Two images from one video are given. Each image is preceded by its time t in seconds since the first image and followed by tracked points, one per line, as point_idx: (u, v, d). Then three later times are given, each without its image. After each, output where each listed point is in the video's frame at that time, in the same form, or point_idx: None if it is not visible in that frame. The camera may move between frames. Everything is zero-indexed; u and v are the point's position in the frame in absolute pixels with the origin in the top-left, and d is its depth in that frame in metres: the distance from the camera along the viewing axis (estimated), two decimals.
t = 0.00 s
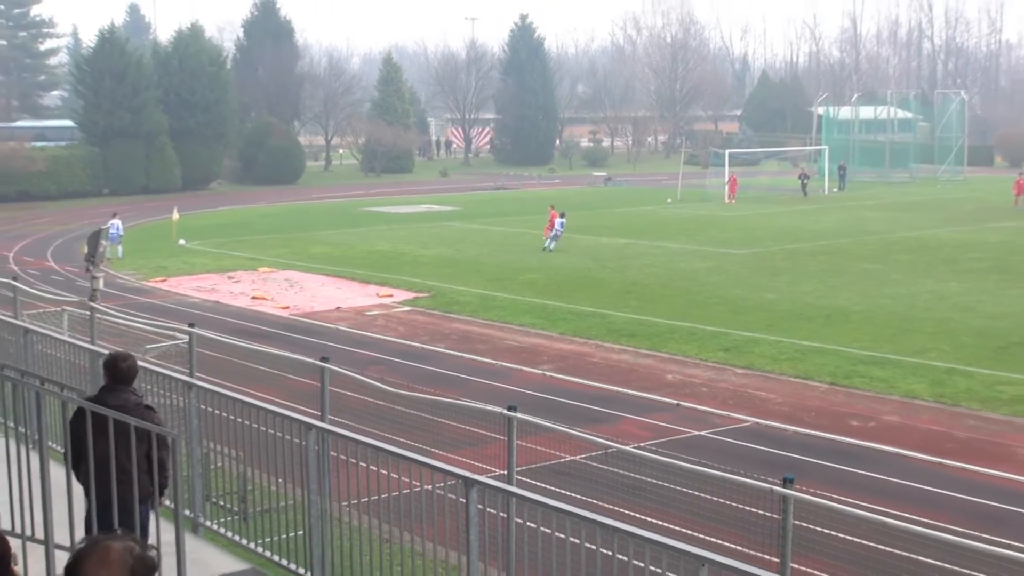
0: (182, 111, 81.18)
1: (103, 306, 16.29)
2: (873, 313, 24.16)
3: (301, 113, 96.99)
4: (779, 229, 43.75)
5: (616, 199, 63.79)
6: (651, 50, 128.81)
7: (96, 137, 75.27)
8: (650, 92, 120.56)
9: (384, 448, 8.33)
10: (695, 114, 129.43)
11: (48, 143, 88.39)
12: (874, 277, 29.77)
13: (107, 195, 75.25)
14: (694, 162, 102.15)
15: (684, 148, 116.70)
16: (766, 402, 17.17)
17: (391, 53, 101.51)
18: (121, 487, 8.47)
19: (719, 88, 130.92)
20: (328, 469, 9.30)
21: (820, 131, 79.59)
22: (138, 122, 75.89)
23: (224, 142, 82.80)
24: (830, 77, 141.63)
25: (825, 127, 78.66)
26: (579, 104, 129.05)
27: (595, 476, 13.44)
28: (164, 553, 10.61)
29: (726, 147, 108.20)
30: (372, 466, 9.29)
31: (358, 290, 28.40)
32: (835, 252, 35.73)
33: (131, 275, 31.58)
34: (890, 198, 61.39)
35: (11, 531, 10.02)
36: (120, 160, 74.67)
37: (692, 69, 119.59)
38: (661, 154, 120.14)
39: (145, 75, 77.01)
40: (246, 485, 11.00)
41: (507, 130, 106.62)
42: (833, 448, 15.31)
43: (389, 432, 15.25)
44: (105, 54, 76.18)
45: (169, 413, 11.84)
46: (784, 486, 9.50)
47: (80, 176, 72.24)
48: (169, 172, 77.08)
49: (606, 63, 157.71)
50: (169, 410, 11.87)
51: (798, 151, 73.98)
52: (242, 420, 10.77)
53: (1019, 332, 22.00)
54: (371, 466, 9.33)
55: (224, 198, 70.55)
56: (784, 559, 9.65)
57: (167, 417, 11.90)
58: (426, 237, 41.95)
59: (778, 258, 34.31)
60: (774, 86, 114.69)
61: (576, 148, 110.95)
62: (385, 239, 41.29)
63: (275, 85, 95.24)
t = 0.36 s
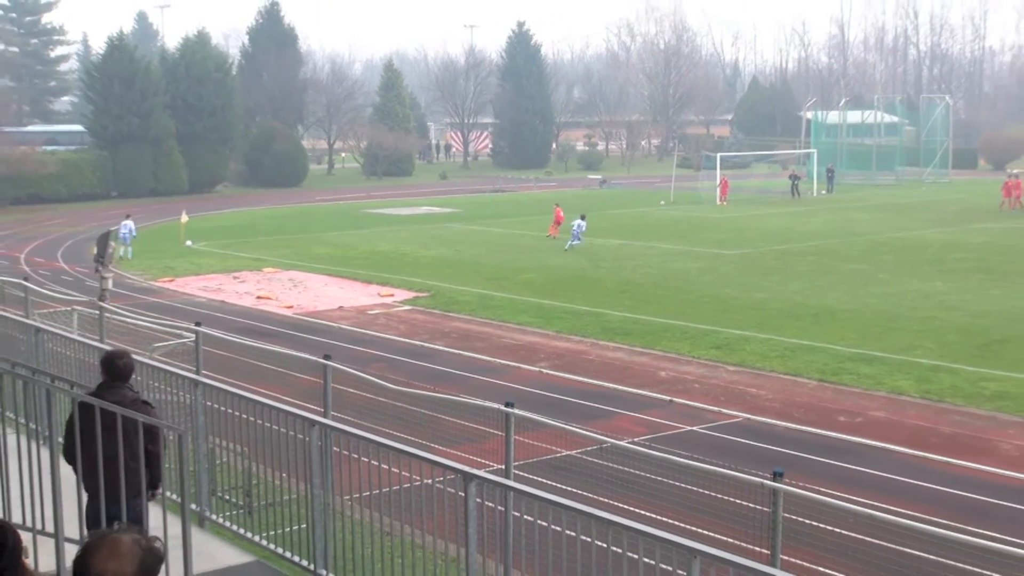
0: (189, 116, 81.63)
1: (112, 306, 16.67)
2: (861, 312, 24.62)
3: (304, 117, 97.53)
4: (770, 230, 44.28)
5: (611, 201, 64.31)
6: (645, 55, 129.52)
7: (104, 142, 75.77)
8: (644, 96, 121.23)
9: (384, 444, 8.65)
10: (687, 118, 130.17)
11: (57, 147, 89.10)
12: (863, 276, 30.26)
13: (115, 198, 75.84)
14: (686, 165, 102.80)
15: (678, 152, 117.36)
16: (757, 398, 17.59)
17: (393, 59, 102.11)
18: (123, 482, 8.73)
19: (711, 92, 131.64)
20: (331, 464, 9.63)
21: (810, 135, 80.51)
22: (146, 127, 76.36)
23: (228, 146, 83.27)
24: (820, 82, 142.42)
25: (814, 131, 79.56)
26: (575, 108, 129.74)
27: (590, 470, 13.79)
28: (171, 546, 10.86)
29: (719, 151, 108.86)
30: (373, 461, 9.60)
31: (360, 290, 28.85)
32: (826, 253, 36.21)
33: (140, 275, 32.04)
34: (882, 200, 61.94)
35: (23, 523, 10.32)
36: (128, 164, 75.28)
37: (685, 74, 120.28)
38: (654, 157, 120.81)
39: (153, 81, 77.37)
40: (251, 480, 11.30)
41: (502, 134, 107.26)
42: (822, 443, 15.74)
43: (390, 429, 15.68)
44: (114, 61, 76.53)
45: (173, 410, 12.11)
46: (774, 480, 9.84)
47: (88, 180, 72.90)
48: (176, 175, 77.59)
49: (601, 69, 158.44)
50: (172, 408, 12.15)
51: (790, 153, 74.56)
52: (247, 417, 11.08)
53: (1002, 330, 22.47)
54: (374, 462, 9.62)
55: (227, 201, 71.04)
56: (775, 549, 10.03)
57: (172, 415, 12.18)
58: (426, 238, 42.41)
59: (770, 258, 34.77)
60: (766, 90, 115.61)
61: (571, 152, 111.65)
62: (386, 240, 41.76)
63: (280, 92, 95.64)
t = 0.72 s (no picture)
0: (180, 116, 81.51)
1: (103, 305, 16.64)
2: (853, 311, 24.64)
3: (296, 117, 97.40)
4: (762, 229, 44.34)
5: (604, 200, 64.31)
6: (637, 55, 129.49)
7: (95, 141, 75.65)
8: (635, 97, 121.30)
9: (376, 443, 8.64)
10: (679, 118, 130.18)
11: (48, 147, 88.87)
12: (854, 275, 30.29)
13: (106, 198, 75.71)
14: (678, 165, 102.84)
15: (669, 152, 117.37)
16: (748, 398, 17.64)
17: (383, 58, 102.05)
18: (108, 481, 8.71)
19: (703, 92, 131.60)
20: (322, 464, 9.61)
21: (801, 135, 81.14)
22: (138, 126, 76.26)
23: (219, 146, 83.17)
24: (812, 82, 142.52)
25: (806, 131, 80.09)
26: (567, 109, 129.78)
27: (580, 470, 13.78)
28: (161, 547, 10.81)
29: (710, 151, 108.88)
30: (366, 462, 9.53)
31: (352, 290, 28.83)
32: (817, 252, 36.24)
33: (132, 275, 31.98)
34: (873, 199, 62.04)
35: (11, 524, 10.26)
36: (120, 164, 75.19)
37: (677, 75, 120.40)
38: (645, 157, 120.80)
39: (144, 81, 77.27)
40: (244, 479, 11.26)
41: (493, 134, 107.22)
42: (813, 442, 15.77)
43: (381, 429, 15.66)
44: (105, 61, 76.46)
45: (165, 410, 12.07)
46: (766, 479, 9.85)
47: (78, 179, 72.79)
48: (168, 174, 77.49)
49: (593, 68, 158.35)
50: (164, 407, 12.10)
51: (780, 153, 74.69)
52: (238, 417, 11.03)
53: (993, 329, 22.50)
54: (365, 461, 9.57)
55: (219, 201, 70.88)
56: (768, 547, 10.01)
57: (163, 415, 12.13)
58: (418, 238, 42.40)
59: (762, 258, 34.79)
60: (756, 90, 115.79)
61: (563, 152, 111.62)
62: (378, 240, 41.69)
63: (272, 92, 95.58)
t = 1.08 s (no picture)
0: (172, 115, 81.32)
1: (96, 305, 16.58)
2: (846, 310, 24.66)
3: (289, 116, 97.34)
4: (755, 228, 44.36)
5: (598, 199, 64.28)
6: (631, 55, 129.52)
7: (89, 141, 75.55)
8: (628, 96, 121.38)
9: (370, 443, 8.60)
10: (672, 117, 130.16)
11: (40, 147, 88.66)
12: (848, 275, 30.29)
13: (99, 198, 75.58)
14: (672, 164, 102.83)
15: (663, 151, 117.39)
16: (742, 396, 17.65)
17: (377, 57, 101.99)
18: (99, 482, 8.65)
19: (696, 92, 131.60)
20: (316, 463, 9.56)
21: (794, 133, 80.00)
22: (131, 126, 76.15)
23: (212, 146, 83.00)
24: (806, 81, 142.59)
25: (800, 130, 79.03)
26: (561, 107, 129.75)
27: (574, 469, 13.75)
28: (154, 547, 10.78)
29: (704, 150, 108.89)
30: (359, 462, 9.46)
31: (346, 289, 28.80)
32: (810, 251, 36.25)
33: (125, 275, 31.90)
34: (866, 198, 62.12)
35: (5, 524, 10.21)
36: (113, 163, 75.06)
37: (670, 74, 120.52)
38: (639, 156, 120.81)
39: (137, 81, 77.13)
40: (237, 479, 11.22)
41: (487, 133, 107.22)
42: (806, 441, 15.79)
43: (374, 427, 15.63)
44: (98, 60, 76.30)
45: (158, 409, 12.04)
46: (761, 477, 9.84)
47: (71, 178, 72.67)
48: (161, 173, 77.35)
49: (586, 67, 158.25)
50: (157, 407, 12.07)
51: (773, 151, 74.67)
52: (232, 416, 10.99)
53: (987, 328, 22.52)
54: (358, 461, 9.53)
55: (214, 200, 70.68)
56: (762, 544, 9.99)
57: (156, 414, 12.09)
58: (411, 237, 42.34)
59: (755, 257, 34.80)
60: (749, 89, 115.86)
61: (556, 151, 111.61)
62: (372, 239, 41.62)
63: (265, 90, 95.48)
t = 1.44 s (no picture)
0: (162, 114, 81.13)
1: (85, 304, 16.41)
2: (840, 310, 24.60)
3: (279, 114, 97.15)
4: (749, 228, 44.28)
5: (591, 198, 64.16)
6: (625, 54, 129.49)
7: (77, 139, 75.34)
8: (622, 94, 121.48)
9: (360, 443, 8.50)
10: (666, 115, 130.08)
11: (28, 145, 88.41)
12: (842, 274, 30.21)
13: (88, 197, 75.32)
14: (666, 163, 102.75)
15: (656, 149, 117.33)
16: (736, 396, 17.56)
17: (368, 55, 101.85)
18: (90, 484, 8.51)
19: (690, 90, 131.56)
20: (307, 466, 9.45)
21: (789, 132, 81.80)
22: (120, 124, 75.97)
23: (203, 144, 82.78)
24: (800, 80, 142.66)
25: (793, 128, 80.85)
26: (553, 106, 129.68)
27: (568, 470, 13.63)
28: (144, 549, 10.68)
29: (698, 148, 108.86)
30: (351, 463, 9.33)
31: (336, 288, 28.67)
32: (803, 250, 36.18)
33: (114, 274, 31.70)
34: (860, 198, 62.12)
35: None
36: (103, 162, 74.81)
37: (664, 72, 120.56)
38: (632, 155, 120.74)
39: (126, 79, 76.98)
40: (227, 479, 11.10)
41: (480, 131, 107.16)
42: (799, 441, 15.70)
43: (366, 428, 15.51)
44: (87, 57, 76.12)
45: (148, 410, 11.91)
46: (754, 478, 9.77)
47: (60, 177, 72.37)
48: (151, 172, 77.14)
49: (579, 66, 158.21)
50: (148, 407, 11.93)
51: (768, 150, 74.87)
52: (222, 417, 10.87)
53: (982, 328, 22.46)
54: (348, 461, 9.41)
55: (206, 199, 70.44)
56: (755, 545, 9.93)
57: (146, 415, 11.96)
58: (403, 236, 42.20)
59: (749, 256, 34.70)
60: (743, 88, 115.88)
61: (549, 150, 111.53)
62: (363, 239, 41.46)
63: (254, 88, 95.35)
